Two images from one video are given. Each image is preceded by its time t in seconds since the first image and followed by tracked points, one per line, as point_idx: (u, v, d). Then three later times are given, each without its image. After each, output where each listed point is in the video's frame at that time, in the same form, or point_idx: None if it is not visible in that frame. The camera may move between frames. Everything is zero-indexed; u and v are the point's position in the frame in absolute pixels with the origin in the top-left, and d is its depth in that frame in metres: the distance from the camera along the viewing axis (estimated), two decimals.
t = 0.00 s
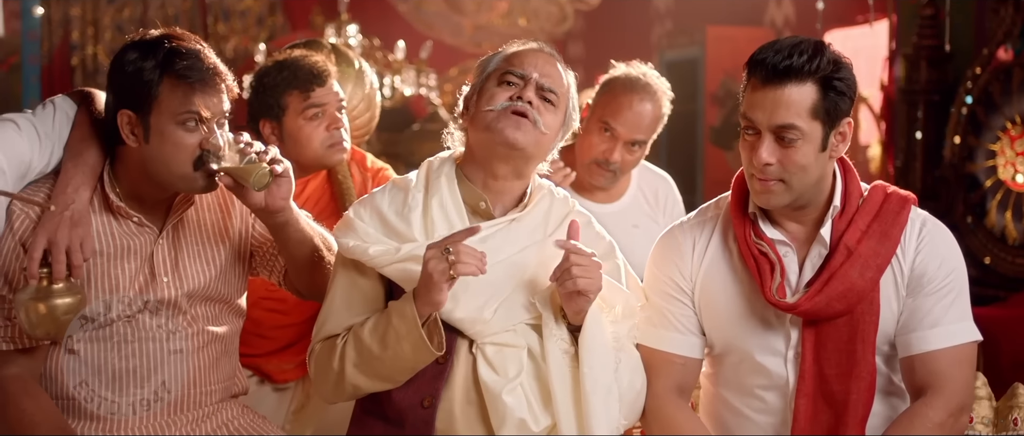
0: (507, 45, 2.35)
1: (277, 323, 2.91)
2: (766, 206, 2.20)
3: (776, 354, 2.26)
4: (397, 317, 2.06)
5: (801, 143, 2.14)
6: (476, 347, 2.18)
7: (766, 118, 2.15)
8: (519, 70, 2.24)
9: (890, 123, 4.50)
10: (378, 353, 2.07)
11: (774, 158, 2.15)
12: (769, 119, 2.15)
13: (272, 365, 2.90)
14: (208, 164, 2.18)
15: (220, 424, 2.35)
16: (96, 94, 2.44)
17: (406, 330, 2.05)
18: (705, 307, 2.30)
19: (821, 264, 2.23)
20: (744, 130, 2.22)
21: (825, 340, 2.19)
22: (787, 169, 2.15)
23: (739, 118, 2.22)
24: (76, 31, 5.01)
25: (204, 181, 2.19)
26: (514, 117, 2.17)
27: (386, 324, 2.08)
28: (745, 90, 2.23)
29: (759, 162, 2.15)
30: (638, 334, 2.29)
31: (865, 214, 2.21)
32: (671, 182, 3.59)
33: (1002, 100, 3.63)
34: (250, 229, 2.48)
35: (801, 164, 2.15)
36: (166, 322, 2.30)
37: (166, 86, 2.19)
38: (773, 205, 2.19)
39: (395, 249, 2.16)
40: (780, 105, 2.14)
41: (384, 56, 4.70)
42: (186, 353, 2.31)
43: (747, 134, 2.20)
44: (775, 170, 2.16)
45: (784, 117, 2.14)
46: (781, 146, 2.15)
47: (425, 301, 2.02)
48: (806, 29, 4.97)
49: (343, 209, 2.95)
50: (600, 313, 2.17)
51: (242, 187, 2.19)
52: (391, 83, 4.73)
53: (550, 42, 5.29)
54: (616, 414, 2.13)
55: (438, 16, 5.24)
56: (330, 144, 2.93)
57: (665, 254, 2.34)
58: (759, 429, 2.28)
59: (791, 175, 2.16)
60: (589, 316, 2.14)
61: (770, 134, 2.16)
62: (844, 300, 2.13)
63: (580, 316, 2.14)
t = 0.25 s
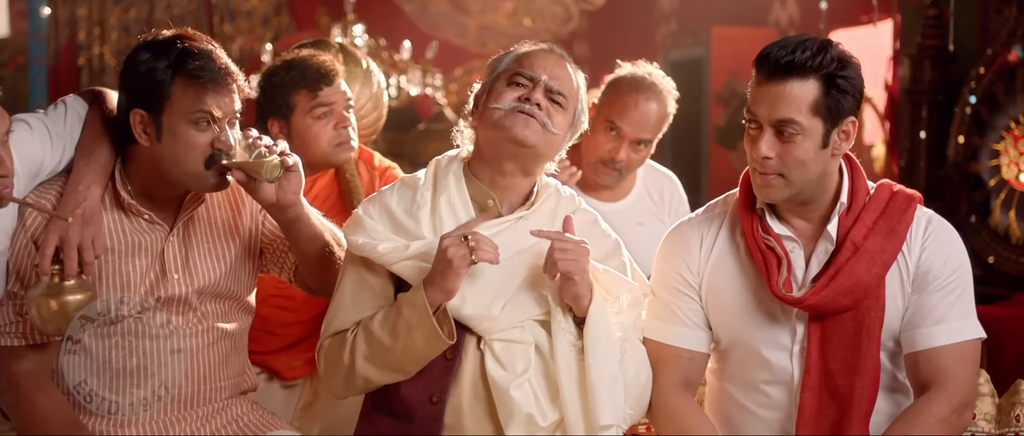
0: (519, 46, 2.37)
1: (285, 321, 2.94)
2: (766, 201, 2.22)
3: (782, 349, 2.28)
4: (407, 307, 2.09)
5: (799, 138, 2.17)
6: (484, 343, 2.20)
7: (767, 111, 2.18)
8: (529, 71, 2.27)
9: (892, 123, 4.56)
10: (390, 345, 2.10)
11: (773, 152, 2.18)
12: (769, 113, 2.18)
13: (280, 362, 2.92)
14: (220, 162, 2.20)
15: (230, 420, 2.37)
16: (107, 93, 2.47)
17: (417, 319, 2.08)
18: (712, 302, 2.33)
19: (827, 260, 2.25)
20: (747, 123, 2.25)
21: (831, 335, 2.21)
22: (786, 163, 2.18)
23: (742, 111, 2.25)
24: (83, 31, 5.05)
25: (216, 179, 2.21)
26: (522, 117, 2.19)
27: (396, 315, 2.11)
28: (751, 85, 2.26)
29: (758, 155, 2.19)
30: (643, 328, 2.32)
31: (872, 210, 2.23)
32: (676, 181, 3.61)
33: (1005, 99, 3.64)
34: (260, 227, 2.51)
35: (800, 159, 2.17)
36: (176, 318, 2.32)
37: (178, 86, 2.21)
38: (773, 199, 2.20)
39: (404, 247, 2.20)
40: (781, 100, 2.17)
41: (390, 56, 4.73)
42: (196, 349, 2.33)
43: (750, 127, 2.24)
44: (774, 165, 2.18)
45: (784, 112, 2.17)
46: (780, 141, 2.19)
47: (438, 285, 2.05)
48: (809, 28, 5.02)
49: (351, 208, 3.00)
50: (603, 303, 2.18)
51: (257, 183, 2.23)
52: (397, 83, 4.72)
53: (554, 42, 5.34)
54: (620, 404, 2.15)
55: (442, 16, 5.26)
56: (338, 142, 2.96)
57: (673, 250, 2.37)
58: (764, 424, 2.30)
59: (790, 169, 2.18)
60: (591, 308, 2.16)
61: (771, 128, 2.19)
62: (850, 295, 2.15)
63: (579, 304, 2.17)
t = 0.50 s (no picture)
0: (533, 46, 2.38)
1: (295, 319, 2.97)
2: (765, 196, 2.25)
3: (788, 345, 2.30)
4: (414, 296, 2.11)
5: (796, 135, 2.20)
6: (491, 340, 2.23)
7: (766, 108, 2.21)
8: (540, 74, 2.28)
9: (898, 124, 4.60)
10: (399, 333, 2.13)
11: (770, 148, 2.21)
12: (768, 110, 2.21)
13: (287, 360, 2.93)
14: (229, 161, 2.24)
15: (240, 416, 2.39)
16: (118, 93, 2.49)
17: (425, 307, 2.10)
18: (718, 298, 2.36)
19: (833, 258, 2.26)
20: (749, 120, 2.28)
21: (836, 332, 2.24)
22: (782, 160, 2.21)
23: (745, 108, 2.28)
24: (89, 32, 5.04)
25: (226, 176, 2.24)
26: (530, 121, 2.22)
27: (404, 306, 2.13)
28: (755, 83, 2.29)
29: (755, 150, 2.22)
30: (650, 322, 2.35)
31: (878, 209, 2.25)
32: (680, 180, 3.63)
33: (1009, 99, 3.67)
34: (269, 226, 2.53)
35: (796, 156, 2.20)
36: (186, 315, 2.35)
37: (189, 85, 2.24)
38: (771, 195, 2.24)
39: (411, 244, 2.22)
40: (779, 97, 2.20)
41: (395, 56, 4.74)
42: (206, 346, 2.36)
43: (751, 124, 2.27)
44: (770, 161, 2.22)
45: (782, 109, 2.20)
46: (777, 137, 2.21)
47: (444, 272, 2.09)
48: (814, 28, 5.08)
49: (358, 207, 3.02)
50: (609, 292, 2.22)
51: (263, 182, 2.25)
52: (403, 83, 4.75)
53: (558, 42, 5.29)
54: (626, 393, 2.18)
55: (446, 16, 5.26)
56: (346, 141, 2.99)
57: (681, 247, 2.39)
58: (769, 420, 2.32)
59: (786, 166, 2.21)
60: (597, 297, 2.20)
61: (769, 125, 2.22)
62: (856, 292, 2.17)
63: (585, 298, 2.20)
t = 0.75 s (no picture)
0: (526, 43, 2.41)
1: (302, 318, 2.98)
2: (763, 193, 2.28)
3: (791, 343, 2.32)
4: (422, 294, 2.14)
5: (794, 134, 2.21)
6: (501, 336, 2.25)
7: (766, 107, 2.24)
8: (545, 69, 2.31)
9: (901, 123, 4.62)
10: (406, 331, 2.15)
11: (769, 147, 2.23)
12: (768, 108, 2.24)
13: (294, 358, 2.96)
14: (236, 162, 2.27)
15: (248, 413, 2.42)
16: (127, 92, 2.52)
17: (433, 304, 2.13)
18: (722, 297, 2.38)
19: (836, 256, 2.28)
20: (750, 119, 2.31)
21: (839, 330, 2.26)
22: (781, 159, 2.23)
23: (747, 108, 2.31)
24: (94, 32, 5.09)
25: (233, 177, 2.28)
26: (548, 113, 2.24)
27: (412, 304, 2.16)
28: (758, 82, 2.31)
29: (754, 148, 2.25)
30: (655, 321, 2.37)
31: (880, 208, 2.27)
32: (684, 179, 3.65)
33: (1011, 99, 3.68)
34: (276, 225, 2.56)
35: (795, 155, 2.22)
36: (195, 313, 2.37)
37: (197, 85, 2.27)
38: (770, 193, 2.26)
39: (422, 241, 2.26)
40: (779, 96, 2.22)
41: (400, 56, 4.84)
42: (215, 343, 2.38)
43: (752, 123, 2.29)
44: (770, 159, 2.24)
45: (781, 108, 2.22)
46: (775, 135, 2.23)
47: (449, 269, 2.12)
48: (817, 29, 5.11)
49: (364, 206, 3.03)
50: (615, 293, 2.24)
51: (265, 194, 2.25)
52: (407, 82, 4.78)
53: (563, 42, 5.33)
54: (629, 391, 2.21)
55: (451, 17, 5.31)
56: (353, 140, 3.01)
57: (685, 245, 2.41)
58: (773, 416, 2.35)
59: (785, 165, 2.23)
60: (603, 297, 2.21)
61: (767, 123, 2.24)
62: (858, 290, 2.19)
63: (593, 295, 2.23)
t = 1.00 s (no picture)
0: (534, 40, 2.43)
1: (310, 315, 3.00)
2: (765, 192, 2.30)
3: (794, 340, 2.34)
4: (431, 282, 2.17)
5: (794, 133, 2.24)
6: (508, 327, 2.28)
7: (766, 106, 2.27)
8: (557, 72, 2.34)
9: (903, 123, 4.65)
10: (417, 319, 2.18)
11: (770, 144, 2.26)
12: (768, 108, 2.26)
13: (301, 355, 2.99)
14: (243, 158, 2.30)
15: (256, 409, 2.44)
16: (136, 92, 2.56)
17: (442, 291, 2.16)
18: (725, 294, 2.40)
19: (838, 254, 2.31)
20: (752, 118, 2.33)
21: (841, 327, 2.28)
22: (782, 156, 2.25)
23: (749, 107, 2.33)
24: (99, 32, 5.18)
25: (239, 173, 2.30)
26: (561, 121, 2.29)
27: (420, 293, 2.19)
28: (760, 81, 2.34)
29: (755, 147, 2.27)
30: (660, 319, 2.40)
31: (882, 207, 2.29)
32: (688, 179, 3.65)
33: (1013, 99, 3.70)
34: (284, 226, 2.59)
35: (795, 153, 2.24)
36: (204, 311, 2.40)
37: (205, 85, 2.29)
38: (771, 191, 2.29)
39: (430, 234, 2.30)
40: (779, 96, 2.25)
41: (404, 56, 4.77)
42: (223, 341, 2.41)
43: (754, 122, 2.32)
44: (771, 157, 2.26)
45: (781, 107, 2.24)
46: (776, 134, 2.26)
47: (456, 256, 2.15)
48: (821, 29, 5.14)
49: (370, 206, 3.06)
50: (625, 284, 2.29)
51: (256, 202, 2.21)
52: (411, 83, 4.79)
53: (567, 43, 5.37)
54: (641, 378, 2.24)
55: (455, 17, 5.33)
56: (360, 140, 3.04)
57: (688, 243, 2.44)
58: (775, 412, 2.37)
59: (786, 162, 2.25)
60: (614, 287, 2.26)
61: (768, 122, 2.27)
62: (860, 288, 2.21)
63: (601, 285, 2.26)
